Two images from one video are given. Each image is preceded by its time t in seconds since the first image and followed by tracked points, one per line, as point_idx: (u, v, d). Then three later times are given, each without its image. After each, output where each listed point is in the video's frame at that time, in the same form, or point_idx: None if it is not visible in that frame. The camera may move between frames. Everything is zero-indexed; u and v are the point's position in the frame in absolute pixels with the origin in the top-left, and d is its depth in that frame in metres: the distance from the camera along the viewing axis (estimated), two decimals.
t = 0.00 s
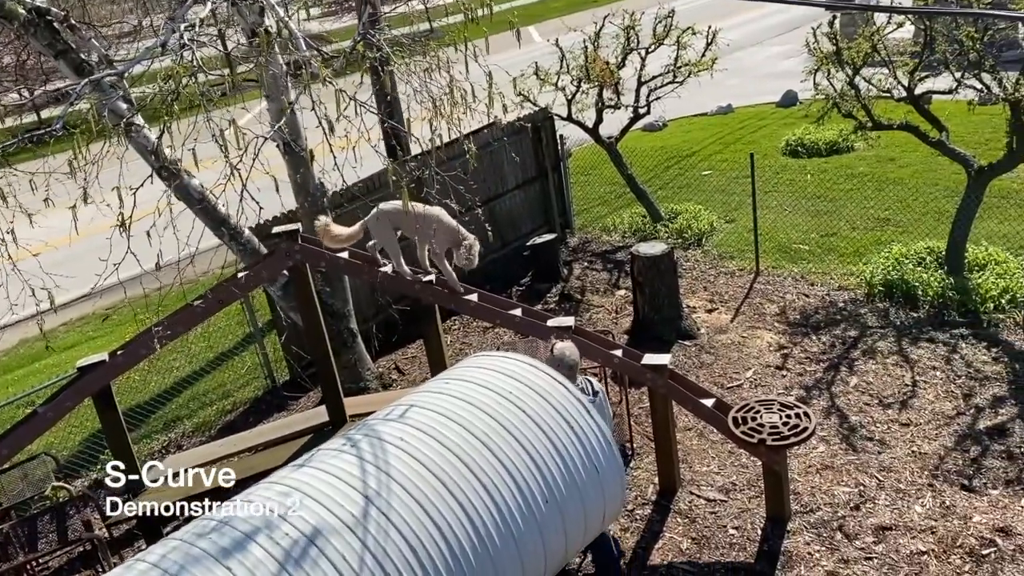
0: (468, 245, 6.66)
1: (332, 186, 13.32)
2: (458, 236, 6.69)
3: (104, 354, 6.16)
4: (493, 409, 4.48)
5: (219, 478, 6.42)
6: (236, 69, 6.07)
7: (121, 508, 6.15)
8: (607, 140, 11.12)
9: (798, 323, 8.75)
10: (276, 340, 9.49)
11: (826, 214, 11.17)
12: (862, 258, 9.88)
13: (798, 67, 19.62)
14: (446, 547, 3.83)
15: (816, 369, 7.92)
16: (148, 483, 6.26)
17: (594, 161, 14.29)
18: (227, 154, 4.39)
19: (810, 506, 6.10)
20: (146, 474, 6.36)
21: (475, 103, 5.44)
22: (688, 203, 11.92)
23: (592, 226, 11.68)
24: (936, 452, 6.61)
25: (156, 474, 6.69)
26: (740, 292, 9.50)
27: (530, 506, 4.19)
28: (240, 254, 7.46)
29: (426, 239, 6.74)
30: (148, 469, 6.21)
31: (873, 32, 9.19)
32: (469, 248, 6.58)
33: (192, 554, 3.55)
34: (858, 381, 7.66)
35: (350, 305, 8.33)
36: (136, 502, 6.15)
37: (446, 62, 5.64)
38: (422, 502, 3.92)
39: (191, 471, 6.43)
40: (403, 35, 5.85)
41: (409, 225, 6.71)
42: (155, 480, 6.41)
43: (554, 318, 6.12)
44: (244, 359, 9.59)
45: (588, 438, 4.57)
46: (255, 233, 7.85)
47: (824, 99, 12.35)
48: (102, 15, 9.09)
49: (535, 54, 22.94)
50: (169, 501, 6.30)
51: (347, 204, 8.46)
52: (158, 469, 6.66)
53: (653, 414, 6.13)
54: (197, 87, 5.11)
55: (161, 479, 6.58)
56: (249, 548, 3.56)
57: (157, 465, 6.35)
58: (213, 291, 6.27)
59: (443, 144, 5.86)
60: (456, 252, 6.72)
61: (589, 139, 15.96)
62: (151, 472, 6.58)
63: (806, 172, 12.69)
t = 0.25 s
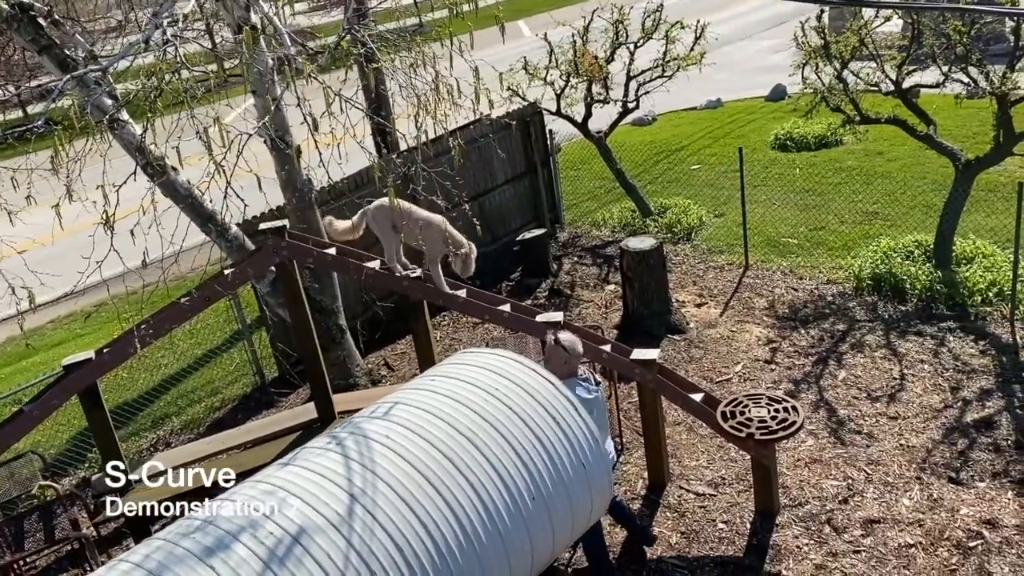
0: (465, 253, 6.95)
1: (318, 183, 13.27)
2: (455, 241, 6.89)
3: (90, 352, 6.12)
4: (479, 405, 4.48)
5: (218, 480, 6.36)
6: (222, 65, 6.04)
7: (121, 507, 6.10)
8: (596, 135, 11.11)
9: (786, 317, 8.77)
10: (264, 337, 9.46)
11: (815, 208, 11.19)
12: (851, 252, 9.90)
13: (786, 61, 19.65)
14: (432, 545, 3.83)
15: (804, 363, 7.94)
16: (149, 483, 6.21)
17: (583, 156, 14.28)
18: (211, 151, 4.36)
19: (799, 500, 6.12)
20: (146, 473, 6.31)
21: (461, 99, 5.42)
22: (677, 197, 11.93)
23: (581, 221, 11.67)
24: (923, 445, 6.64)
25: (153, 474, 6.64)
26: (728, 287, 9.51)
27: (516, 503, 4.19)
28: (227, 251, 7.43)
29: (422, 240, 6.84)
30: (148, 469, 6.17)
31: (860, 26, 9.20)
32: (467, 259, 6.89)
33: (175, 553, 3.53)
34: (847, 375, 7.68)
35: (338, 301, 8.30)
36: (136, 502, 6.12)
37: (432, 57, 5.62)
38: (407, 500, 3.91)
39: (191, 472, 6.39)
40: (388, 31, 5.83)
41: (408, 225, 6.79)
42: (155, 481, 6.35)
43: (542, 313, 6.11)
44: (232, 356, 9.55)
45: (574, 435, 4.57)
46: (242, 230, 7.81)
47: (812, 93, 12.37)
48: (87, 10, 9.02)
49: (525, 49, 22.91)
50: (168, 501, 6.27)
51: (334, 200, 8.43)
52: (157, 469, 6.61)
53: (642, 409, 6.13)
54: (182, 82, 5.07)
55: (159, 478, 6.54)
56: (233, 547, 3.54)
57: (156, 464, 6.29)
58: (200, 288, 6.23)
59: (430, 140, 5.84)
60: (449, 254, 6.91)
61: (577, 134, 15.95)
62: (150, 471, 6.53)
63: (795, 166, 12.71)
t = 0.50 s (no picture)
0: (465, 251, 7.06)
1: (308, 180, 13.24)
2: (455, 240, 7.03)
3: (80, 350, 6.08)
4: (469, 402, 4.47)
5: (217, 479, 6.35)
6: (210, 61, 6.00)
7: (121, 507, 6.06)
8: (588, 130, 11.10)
9: (778, 312, 8.78)
10: (256, 334, 9.43)
11: (807, 202, 11.20)
12: (842, 246, 9.92)
13: (778, 55, 19.66)
14: (422, 542, 3.82)
15: (796, 358, 7.95)
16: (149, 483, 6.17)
17: (575, 151, 14.27)
18: (198, 148, 4.32)
19: (790, 494, 6.13)
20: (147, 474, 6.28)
21: (451, 95, 5.40)
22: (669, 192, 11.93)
23: (573, 217, 11.67)
24: (914, 439, 6.65)
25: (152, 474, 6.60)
26: (720, 282, 9.52)
27: (506, 500, 4.19)
28: (217, 248, 7.40)
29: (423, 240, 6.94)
30: (148, 468, 6.14)
31: (852, 20, 9.21)
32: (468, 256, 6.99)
33: (162, 553, 3.51)
34: (838, 369, 7.69)
35: (330, 298, 8.28)
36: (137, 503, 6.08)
37: (422, 53, 5.59)
38: (397, 497, 3.90)
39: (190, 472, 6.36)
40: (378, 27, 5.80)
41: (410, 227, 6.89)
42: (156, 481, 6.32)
43: (534, 309, 6.10)
44: (223, 353, 9.53)
45: (564, 431, 4.57)
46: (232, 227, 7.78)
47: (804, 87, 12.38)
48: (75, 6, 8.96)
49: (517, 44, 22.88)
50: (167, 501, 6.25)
51: (325, 196, 8.40)
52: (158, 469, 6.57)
53: (634, 404, 6.13)
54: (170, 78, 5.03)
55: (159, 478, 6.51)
56: (221, 547, 3.53)
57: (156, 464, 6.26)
58: (190, 286, 6.21)
59: (420, 136, 5.82)
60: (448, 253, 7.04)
61: (569, 129, 15.94)
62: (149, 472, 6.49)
63: (787, 160, 12.73)
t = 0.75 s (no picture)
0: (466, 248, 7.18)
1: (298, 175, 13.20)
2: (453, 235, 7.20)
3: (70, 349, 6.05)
4: (461, 400, 4.46)
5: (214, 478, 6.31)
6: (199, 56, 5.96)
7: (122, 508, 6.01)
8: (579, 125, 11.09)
9: (770, 306, 8.79)
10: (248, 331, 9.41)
11: (798, 196, 11.21)
12: (834, 240, 9.93)
13: (769, 50, 19.67)
14: (413, 541, 3.81)
15: (788, 352, 7.96)
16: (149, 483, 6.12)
17: (567, 146, 14.26)
18: (186, 144, 4.29)
19: (783, 488, 6.14)
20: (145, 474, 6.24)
21: (441, 90, 5.38)
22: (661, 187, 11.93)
23: (566, 212, 11.65)
24: (906, 432, 6.67)
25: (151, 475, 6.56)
26: (713, 276, 9.52)
27: (498, 497, 4.19)
28: (207, 245, 7.36)
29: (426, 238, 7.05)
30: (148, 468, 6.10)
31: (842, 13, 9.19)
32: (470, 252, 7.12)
33: (151, 554, 3.50)
34: (830, 363, 7.70)
35: (322, 295, 8.26)
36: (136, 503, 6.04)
37: (411, 48, 5.57)
38: (388, 496, 3.89)
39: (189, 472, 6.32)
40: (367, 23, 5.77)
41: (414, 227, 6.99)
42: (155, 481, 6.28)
43: (527, 304, 6.08)
44: (215, 350, 9.50)
45: (556, 428, 4.56)
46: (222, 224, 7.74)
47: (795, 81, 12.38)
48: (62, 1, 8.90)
49: (508, 39, 22.84)
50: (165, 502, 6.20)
51: (316, 193, 8.37)
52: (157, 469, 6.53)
53: (627, 399, 6.12)
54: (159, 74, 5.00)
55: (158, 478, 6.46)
56: (210, 547, 3.51)
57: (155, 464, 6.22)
58: (180, 284, 6.17)
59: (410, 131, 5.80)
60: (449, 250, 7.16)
61: (561, 124, 15.92)
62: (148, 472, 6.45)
63: (778, 154, 12.73)
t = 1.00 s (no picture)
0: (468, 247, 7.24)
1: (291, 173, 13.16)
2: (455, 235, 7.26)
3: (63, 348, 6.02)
4: (454, 397, 4.45)
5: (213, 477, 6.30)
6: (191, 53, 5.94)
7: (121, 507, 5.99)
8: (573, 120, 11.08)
9: (765, 300, 8.79)
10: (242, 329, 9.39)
11: (793, 191, 11.22)
12: (829, 234, 9.94)
13: (763, 44, 19.66)
14: (407, 538, 3.81)
15: (783, 347, 7.97)
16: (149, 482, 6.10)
17: (561, 142, 14.24)
18: (178, 141, 4.26)
19: (778, 483, 6.15)
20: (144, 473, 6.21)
21: (433, 86, 5.37)
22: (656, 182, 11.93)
23: (560, 208, 11.65)
24: (901, 426, 6.68)
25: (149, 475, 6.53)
26: (708, 271, 9.52)
27: (492, 494, 4.19)
28: (201, 243, 7.34)
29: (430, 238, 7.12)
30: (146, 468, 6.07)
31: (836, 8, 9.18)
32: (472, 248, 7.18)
33: (145, 553, 3.49)
34: (825, 357, 7.71)
35: (316, 292, 8.24)
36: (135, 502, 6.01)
37: (404, 44, 5.55)
38: (382, 493, 3.89)
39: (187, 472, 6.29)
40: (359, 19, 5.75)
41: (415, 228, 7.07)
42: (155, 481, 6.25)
43: (522, 300, 6.07)
44: (210, 348, 9.48)
45: (550, 424, 4.56)
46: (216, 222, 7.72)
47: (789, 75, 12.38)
48: None
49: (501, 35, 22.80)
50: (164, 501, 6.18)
51: (310, 190, 8.35)
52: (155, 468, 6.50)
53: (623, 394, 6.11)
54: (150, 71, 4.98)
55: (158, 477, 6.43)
56: (204, 546, 3.50)
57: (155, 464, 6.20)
58: (174, 282, 6.15)
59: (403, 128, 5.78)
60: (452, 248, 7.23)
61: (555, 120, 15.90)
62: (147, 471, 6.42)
63: (773, 149, 12.74)
